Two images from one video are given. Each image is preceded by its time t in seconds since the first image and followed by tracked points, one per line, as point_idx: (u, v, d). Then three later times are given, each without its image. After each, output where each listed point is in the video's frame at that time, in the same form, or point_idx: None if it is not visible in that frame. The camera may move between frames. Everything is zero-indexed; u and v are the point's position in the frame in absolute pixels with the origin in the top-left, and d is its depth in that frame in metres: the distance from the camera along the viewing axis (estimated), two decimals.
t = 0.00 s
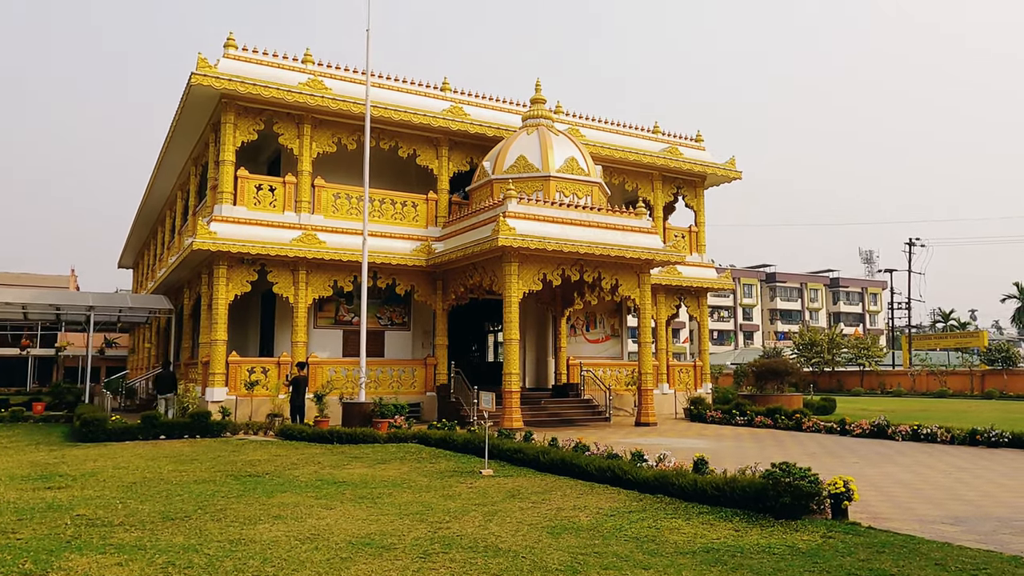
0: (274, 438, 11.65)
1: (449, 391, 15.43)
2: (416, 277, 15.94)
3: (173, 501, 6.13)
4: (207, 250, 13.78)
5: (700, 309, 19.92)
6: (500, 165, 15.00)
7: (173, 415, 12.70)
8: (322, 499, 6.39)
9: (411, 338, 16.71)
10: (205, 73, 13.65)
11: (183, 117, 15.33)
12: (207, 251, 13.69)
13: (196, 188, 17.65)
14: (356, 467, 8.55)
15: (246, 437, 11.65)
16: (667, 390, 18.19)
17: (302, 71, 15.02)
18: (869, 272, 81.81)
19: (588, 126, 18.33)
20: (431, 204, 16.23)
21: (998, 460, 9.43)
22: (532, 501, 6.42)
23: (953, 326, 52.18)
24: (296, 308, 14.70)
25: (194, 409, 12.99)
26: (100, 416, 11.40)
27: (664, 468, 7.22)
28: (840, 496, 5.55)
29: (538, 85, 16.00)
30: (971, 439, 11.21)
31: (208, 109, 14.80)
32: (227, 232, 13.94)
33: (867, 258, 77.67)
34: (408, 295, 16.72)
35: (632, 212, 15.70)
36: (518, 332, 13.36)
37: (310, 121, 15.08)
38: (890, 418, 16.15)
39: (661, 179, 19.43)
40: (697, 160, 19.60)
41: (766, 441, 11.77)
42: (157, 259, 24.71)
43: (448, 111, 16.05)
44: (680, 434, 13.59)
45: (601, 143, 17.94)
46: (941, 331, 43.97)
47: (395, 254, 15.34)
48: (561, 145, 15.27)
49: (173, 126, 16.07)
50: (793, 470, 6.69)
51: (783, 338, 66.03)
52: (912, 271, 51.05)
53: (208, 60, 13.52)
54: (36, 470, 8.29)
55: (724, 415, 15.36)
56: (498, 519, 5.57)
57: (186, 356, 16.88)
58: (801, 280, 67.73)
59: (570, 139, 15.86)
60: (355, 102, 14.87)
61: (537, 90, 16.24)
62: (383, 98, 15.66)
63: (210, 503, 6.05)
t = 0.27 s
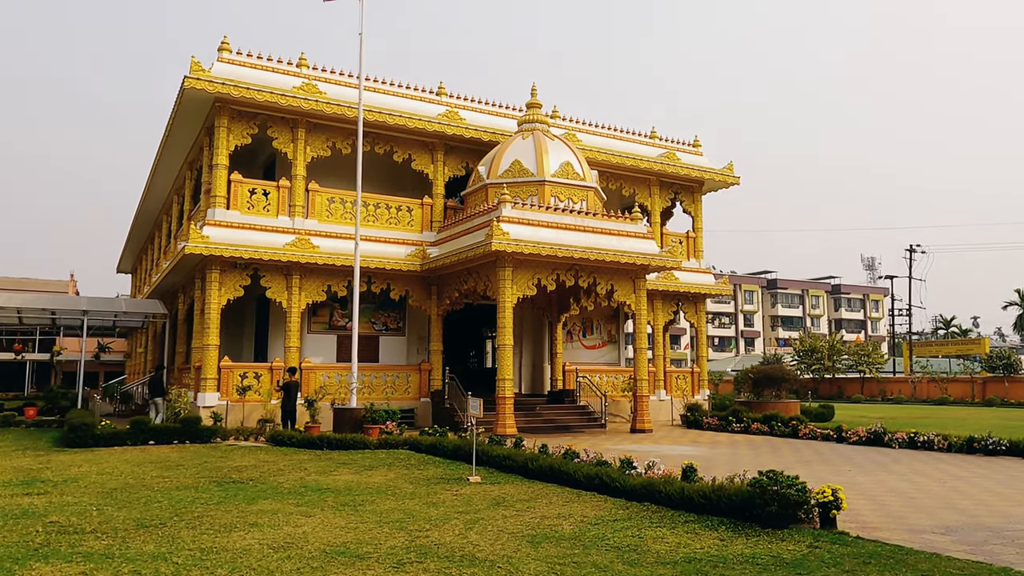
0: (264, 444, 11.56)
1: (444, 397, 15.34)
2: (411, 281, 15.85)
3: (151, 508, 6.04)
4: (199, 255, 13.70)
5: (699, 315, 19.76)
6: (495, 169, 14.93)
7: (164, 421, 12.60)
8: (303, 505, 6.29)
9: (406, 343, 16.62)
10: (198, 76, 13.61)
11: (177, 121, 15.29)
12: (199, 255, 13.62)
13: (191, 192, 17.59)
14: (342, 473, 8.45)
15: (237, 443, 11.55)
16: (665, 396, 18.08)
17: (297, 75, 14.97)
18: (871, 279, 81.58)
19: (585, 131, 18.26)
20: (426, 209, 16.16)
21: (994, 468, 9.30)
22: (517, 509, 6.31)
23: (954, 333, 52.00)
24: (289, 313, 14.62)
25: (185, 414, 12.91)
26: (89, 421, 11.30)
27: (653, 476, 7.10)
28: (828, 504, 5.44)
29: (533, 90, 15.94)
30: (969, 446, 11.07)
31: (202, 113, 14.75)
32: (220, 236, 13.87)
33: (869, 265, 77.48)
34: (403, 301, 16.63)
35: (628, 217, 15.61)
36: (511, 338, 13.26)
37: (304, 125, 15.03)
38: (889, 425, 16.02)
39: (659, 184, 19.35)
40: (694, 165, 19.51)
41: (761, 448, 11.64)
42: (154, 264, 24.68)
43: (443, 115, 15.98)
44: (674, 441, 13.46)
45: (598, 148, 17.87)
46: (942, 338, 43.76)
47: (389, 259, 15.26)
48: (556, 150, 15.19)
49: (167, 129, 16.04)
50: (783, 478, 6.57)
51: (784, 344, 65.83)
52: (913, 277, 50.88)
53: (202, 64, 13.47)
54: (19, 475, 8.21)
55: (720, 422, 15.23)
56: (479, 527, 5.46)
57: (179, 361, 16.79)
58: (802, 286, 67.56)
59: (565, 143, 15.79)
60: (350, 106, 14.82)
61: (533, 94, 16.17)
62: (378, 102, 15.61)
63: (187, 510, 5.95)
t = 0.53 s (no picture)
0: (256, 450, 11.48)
1: (440, 402, 15.25)
2: (407, 286, 15.76)
3: (130, 515, 5.96)
4: (194, 259, 13.64)
5: (698, 320, 19.61)
6: (491, 173, 14.87)
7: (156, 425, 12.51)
8: (285, 512, 6.20)
9: (402, 348, 16.53)
10: (193, 80, 13.58)
11: (173, 124, 15.27)
12: (193, 259, 13.57)
13: (188, 196, 17.57)
14: (330, 479, 8.36)
15: (229, 448, 11.48)
16: (663, 402, 17.98)
17: (292, 79, 14.94)
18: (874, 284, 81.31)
19: (583, 135, 18.19)
20: (422, 213, 16.10)
21: (992, 476, 9.16)
22: (502, 517, 6.22)
23: (958, 338, 51.74)
24: (284, 317, 14.55)
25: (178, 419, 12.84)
26: (79, 426, 11.22)
27: (642, 483, 7.01)
28: (817, 513, 5.34)
29: (530, 94, 15.89)
30: (967, 453, 10.94)
31: (197, 117, 14.72)
32: (214, 240, 13.81)
33: (872, 270, 77.22)
34: (400, 305, 16.57)
35: (626, 221, 15.53)
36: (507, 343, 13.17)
37: (300, 128, 14.99)
38: (888, 432, 15.87)
39: (657, 189, 19.26)
40: (693, 170, 19.43)
41: (757, 455, 11.53)
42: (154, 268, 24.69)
43: (440, 119, 15.93)
44: (671, 447, 13.35)
45: (595, 152, 17.80)
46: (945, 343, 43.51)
47: (385, 263, 15.20)
48: (552, 154, 15.13)
49: (163, 133, 16.02)
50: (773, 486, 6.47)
51: (787, 350, 65.60)
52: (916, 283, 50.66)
53: (196, 67, 13.44)
54: (4, 481, 8.14)
55: (718, 428, 15.12)
56: (461, 536, 5.37)
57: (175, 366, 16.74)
58: (805, 291, 67.35)
59: (562, 147, 15.72)
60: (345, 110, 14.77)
61: (530, 98, 16.12)
62: (374, 106, 15.57)
63: (167, 517, 5.87)
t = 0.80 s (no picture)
0: (250, 454, 11.41)
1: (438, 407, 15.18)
2: (404, 290, 15.69)
3: (110, 519, 5.88)
4: (190, 262, 13.60)
5: (698, 326, 19.46)
6: (488, 177, 14.81)
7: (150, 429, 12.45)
8: (267, 517, 6.12)
9: (401, 352, 16.46)
10: (189, 83, 13.56)
11: (170, 128, 15.26)
12: (190, 262, 13.52)
13: (187, 200, 17.56)
14: (319, 484, 8.28)
15: (222, 453, 11.42)
16: (664, 408, 17.87)
17: (290, 82, 14.92)
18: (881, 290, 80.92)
19: (583, 138, 18.12)
20: (421, 217, 16.04)
21: (992, 483, 9.01)
22: (487, 522, 6.13)
23: (964, 344, 51.40)
24: (281, 321, 14.49)
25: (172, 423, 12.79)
26: (72, 430, 11.16)
27: (632, 489, 6.90)
28: (806, 520, 5.22)
29: (528, 97, 15.83)
30: (968, 459, 10.78)
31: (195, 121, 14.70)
32: (210, 243, 13.77)
33: (879, 276, 76.88)
34: (398, 309, 16.50)
35: (625, 224, 15.43)
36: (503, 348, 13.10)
37: (297, 132, 14.96)
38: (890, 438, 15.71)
39: (657, 193, 19.16)
40: (693, 174, 19.32)
41: (754, 461, 11.40)
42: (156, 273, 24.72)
43: (438, 123, 15.88)
44: (669, 452, 13.22)
45: (595, 155, 17.72)
46: (951, 350, 43.18)
47: (382, 267, 15.14)
48: (550, 157, 15.05)
49: (162, 137, 16.03)
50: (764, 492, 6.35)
51: (792, 356, 65.28)
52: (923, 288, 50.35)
53: (193, 71, 13.42)
54: None
55: (718, 434, 14.99)
56: (442, 542, 5.28)
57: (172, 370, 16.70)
58: (811, 297, 67.06)
59: (560, 151, 15.65)
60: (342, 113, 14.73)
61: (528, 102, 16.06)
62: (372, 109, 15.53)
63: (146, 522, 5.79)
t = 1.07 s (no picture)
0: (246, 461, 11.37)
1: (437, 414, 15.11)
2: (404, 296, 15.65)
3: (93, 528, 5.83)
4: (188, 268, 13.58)
5: (701, 331, 19.34)
6: (487, 182, 14.76)
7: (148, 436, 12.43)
8: (252, 526, 6.05)
9: (401, 358, 16.40)
10: (188, 90, 13.57)
11: (171, 134, 15.27)
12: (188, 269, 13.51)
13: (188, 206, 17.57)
14: (310, 492, 8.21)
15: (218, 460, 11.37)
16: (666, 414, 17.77)
17: (289, 88, 14.92)
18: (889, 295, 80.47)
19: (583, 143, 18.05)
20: (421, 223, 16.00)
21: (994, 491, 8.85)
22: (475, 531, 6.04)
23: (973, 349, 51.02)
24: (280, 328, 14.46)
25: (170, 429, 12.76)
26: (68, 436, 11.13)
27: (624, 497, 6.81)
28: (796, 530, 5.12)
29: (528, 102, 15.78)
30: (971, 467, 10.63)
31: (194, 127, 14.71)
32: (208, 249, 13.75)
33: (887, 281, 76.46)
34: (397, 315, 16.45)
35: (625, 230, 15.35)
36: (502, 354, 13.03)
37: (297, 138, 14.95)
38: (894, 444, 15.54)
39: (659, 198, 19.08)
40: (695, 178, 19.22)
41: (754, 468, 11.27)
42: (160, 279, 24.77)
43: (438, 128, 15.84)
44: (669, 459, 13.10)
45: (595, 160, 17.64)
46: (960, 355, 42.82)
47: (381, 272, 15.11)
48: (550, 162, 14.99)
49: (162, 144, 16.05)
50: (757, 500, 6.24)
51: (800, 361, 64.93)
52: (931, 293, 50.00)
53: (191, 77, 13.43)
54: None
55: (719, 440, 14.86)
56: (426, 552, 5.20)
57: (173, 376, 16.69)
58: (819, 302, 66.73)
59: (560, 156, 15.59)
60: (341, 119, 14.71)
61: (528, 107, 16.01)
62: (371, 115, 15.51)
63: (129, 531, 5.73)
